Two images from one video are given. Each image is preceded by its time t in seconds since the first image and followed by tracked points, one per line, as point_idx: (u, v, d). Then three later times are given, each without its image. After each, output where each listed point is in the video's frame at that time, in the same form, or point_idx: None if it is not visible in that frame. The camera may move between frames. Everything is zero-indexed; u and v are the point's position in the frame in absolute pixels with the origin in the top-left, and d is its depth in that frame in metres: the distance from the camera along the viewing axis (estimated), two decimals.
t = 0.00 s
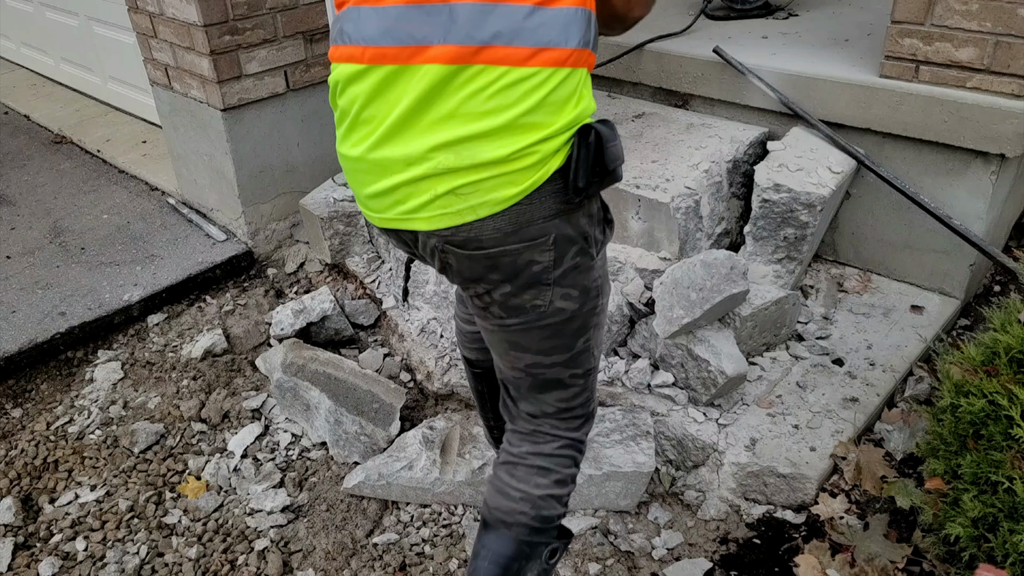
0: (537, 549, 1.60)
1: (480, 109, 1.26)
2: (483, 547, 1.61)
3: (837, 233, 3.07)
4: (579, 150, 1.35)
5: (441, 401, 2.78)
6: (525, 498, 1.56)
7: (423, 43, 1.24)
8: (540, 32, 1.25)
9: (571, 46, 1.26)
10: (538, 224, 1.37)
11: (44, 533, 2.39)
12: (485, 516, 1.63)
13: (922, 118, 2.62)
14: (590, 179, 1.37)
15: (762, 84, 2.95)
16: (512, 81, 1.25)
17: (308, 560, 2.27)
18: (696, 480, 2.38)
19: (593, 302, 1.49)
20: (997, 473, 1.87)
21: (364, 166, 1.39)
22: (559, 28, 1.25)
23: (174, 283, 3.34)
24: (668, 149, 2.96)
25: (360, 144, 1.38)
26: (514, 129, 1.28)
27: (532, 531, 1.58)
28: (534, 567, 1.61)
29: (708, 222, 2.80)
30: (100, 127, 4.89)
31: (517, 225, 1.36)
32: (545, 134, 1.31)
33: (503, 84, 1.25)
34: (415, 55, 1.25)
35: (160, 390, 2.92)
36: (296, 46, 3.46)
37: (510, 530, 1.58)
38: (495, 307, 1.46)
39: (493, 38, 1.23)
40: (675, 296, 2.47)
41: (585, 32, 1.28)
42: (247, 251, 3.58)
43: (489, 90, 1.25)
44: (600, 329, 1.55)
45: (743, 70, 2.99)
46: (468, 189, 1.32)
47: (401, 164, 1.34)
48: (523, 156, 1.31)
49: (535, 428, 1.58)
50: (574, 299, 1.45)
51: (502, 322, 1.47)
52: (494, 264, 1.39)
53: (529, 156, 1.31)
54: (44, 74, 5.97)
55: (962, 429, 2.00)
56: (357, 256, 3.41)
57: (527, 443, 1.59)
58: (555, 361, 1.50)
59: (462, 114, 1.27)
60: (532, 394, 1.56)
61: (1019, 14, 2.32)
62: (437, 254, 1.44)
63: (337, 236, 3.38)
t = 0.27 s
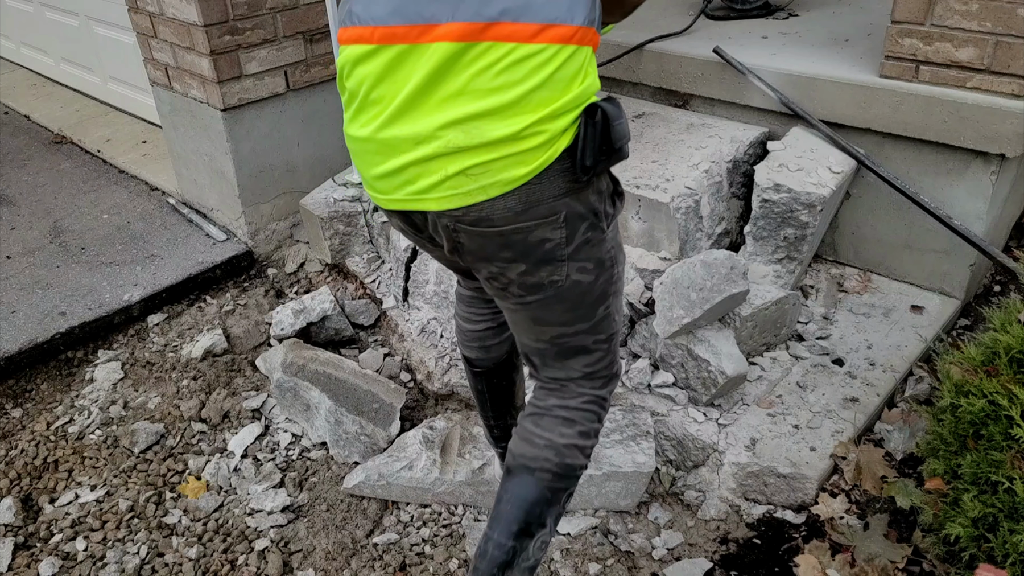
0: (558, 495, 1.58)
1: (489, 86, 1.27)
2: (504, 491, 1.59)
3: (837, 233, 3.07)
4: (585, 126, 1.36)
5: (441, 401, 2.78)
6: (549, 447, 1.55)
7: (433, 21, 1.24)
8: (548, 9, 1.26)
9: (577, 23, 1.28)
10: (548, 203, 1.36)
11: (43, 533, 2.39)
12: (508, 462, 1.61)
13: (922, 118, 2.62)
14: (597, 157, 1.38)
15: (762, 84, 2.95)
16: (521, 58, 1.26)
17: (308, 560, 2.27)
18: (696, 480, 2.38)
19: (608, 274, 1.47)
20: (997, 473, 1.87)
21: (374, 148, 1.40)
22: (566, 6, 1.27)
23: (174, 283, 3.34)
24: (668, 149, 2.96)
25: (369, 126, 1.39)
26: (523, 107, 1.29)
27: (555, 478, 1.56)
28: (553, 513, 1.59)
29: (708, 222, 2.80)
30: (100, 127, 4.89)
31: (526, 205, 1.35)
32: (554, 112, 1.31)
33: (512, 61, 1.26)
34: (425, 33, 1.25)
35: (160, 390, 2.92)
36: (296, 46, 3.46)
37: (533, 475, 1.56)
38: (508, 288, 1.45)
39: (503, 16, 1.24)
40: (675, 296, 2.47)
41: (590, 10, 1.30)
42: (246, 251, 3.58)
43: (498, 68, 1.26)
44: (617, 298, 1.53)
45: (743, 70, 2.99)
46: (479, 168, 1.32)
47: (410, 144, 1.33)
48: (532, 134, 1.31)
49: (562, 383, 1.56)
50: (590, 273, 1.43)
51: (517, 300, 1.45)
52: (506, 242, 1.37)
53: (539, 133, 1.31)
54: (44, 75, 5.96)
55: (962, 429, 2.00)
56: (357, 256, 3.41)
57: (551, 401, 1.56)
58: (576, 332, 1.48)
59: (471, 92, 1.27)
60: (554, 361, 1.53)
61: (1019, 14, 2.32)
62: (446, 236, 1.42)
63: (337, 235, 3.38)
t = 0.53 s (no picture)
0: (577, 436, 1.54)
1: (497, 67, 1.27)
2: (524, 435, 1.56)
3: (837, 233, 3.07)
4: (592, 104, 1.35)
5: (441, 401, 2.79)
6: (572, 393, 1.52)
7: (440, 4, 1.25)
8: None
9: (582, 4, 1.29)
10: (559, 181, 1.35)
11: (43, 533, 2.39)
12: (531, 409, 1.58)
13: (922, 118, 2.62)
14: (607, 134, 1.35)
15: (761, 84, 2.95)
16: (528, 38, 1.26)
17: (308, 560, 2.27)
18: (696, 480, 2.38)
19: (623, 244, 1.46)
20: (997, 473, 1.87)
21: (383, 134, 1.40)
22: None
23: (174, 283, 3.34)
24: (668, 149, 2.95)
25: (378, 111, 1.39)
26: (531, 87, 1.29)
27: (576, 422, 1.53)
28: (573, 455, 1.54)
29: (708, 222, 2.80)
30: (99, 127, 4.89)
31: (537, 185, 1.34)
32: (561, 93, 1.31)
33: (519, 42, 1.26)
34: (432, 16, 1.26)
35: (160, 390, 2.92)
36: (296, 46, 3.46)
37: (553, 418, 1.53)
38: (524, 266, 1.43)
39: None
40: (675, 296, 2.47)
41: None
42: (246, 251, 3.58)
43: (505, 48, 1.26)
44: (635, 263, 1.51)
45: (743, 70, 2.99)
46: (488, 150, 1.31)
47: (419, 128, 1.33)
48: (541, 114, 1.30)
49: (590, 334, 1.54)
50: (604, 245, 1.42)
51: (533, 275, 1.44)
52: (517, 220, 1.36)
53: (547, 114, 1.31)
54: (44, 74, 5.96)
55: (962, 429, 2.00)
56: (357, 256, 3.41)
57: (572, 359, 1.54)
58: (596, 299, 1.47)
59: (479, 73, 1.27)
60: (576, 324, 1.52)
61: (1019, 14, 2.32)
62: (459, 218, 1.41)
63: (337, 235, 3.38)
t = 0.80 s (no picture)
0: (598, 378, 1.52)
1: (505, 49, 1.27)
2: (544, 380, 1.55)
3: (837, 233, 3.07)
4: (601, 80, 1.35)
5: (441, 401, 2.79)
6: (595, 341, 1.51)
7: None
8: None
9: None
10: (570, 160, 1.35)
11: (43, 533, 2.39)
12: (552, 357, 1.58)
13: (922, 118, 2.62)
14: (617, 108, 1.37)
15: (761, 84, 2.95)
16: (534, 19, 1.26)
17: (308, 560, 2.27)
18: (696, 480, 2.38)
19: (637, 212, 1.45)
20: (997, 473, 1.87)
21: (392, 119, 1.40)
22: None
23: (174, 283, 3.34)
24: (668, 149, 2.96)
25: (387, 97, 1.39)
26: (539, 68, 1.29)
27: (597, 368, 1.52)
28: (592, 397, 1.52)
29: (708, 222, 2.80)
30: (99, 127, 4.89)
31: (548, 165, 1.34)
32: (568, 73, 1.32)
33: (526, 23, 1.26)
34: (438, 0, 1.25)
35: (160, 390, 2.92)
36: (296, 46, 3.46)
37: (575, 362, 1.52)
38: (539, 244, 1.43)
39: None
40: (675, 296, 2.47)
41: None
42: (246, 251, 3.58)
43: (512, 30, 1.26)
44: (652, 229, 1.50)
45: (743, 70, 2.99)
46: (498, 133, 1.31)
47: (429, 112, 1.33)
48: (549, 95, 1.31)
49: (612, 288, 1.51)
50: (618, 216, 1.42)
51: (549, 251, 1.44)
52: (530, 200, 1.36)
53: (555, 94, 1.31)
54: (44, 75, 5.96)
55: (962, 429, 2.00)
56: (357, 256, 3.41)
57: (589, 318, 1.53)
58: (614, 266, 1.46)
59: (487, 56, 1.27)
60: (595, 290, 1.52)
61: (1019, 14, 2.32)
62: (471, 201, 1.40)
63: (337, 235, 3.38)
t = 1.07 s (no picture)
0: (615, 324, 1.54)
1: (511, 32, 1.27)
2: (565, 327, 1.59)
3: (837, 233, 3.07)
4: (605, 59, 1.35)
5: (441, 401, 2.79)
6: (617, 291, 1.54)
7: None
8: None
9: None
10: (581, 141, 1.35)
11: (44, 533, 2.39)
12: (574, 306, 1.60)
13: (922, 118, 2.62)
14: (624, 86, 1.36)
15: (762, 84, 2.95)
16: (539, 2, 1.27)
17: (308, 560, 2.27)
18: (696, 480, 2.38)
19: (650, 181, 1.46)
20: (997, 473, 1.87)
21: (400, 110, 1.39)
22: None
23: (174, 283, 3.34)
24: (668, 149, 2.96)
25: (394, 87, 1.38)
26: (546, 51, 1.29)
27: (617, 317, 1.54)
28: (610, 343, 1.55)
29: (708, 223, 2.80)
30: (99, 127, 4.89)
31: (559, 148, 1.34)
32: (575, 55, 1.32)
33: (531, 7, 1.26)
34: None
35: (160, 390, 2.93)
36: (296, 46, 3.46)
37: (595, 312, 1.55)
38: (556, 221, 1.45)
39: None
40: (675, 296, 2.47)
41: None
42: (246, 251, 3.58)
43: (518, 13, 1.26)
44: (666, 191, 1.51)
45: (743, 70, 2.99)
46: (509, 116, 1.30)
47: (438, 100, 1.32)
48: (558, 77, 1.30)
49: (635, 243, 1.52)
50: (631, 187, 1.42)
51: (567, 228, 1.46)
52: (545, 180, 1.37)
53: (563, 77, 1.31)
54: (44, 75, 5.96)
55: (962, 429, 2.00)
56: (357, 256, 3.41)
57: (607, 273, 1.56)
58: (631, 231, 1.48)
59: (494, 40, 1.27)
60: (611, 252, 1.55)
61: (1019, 14, 2.31)
62: (485, 186, 1.40)
63: (337, 235, 3.38)
